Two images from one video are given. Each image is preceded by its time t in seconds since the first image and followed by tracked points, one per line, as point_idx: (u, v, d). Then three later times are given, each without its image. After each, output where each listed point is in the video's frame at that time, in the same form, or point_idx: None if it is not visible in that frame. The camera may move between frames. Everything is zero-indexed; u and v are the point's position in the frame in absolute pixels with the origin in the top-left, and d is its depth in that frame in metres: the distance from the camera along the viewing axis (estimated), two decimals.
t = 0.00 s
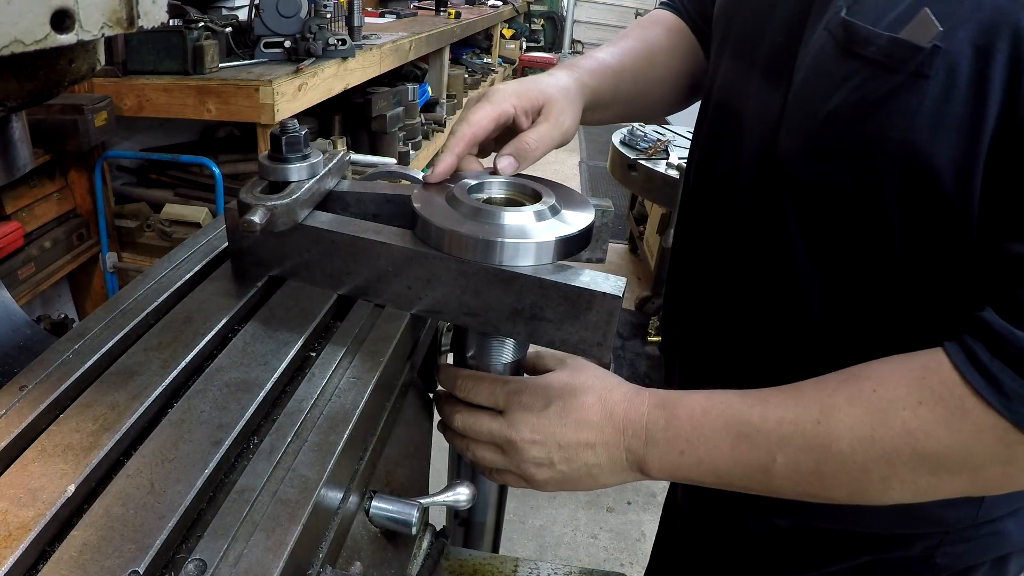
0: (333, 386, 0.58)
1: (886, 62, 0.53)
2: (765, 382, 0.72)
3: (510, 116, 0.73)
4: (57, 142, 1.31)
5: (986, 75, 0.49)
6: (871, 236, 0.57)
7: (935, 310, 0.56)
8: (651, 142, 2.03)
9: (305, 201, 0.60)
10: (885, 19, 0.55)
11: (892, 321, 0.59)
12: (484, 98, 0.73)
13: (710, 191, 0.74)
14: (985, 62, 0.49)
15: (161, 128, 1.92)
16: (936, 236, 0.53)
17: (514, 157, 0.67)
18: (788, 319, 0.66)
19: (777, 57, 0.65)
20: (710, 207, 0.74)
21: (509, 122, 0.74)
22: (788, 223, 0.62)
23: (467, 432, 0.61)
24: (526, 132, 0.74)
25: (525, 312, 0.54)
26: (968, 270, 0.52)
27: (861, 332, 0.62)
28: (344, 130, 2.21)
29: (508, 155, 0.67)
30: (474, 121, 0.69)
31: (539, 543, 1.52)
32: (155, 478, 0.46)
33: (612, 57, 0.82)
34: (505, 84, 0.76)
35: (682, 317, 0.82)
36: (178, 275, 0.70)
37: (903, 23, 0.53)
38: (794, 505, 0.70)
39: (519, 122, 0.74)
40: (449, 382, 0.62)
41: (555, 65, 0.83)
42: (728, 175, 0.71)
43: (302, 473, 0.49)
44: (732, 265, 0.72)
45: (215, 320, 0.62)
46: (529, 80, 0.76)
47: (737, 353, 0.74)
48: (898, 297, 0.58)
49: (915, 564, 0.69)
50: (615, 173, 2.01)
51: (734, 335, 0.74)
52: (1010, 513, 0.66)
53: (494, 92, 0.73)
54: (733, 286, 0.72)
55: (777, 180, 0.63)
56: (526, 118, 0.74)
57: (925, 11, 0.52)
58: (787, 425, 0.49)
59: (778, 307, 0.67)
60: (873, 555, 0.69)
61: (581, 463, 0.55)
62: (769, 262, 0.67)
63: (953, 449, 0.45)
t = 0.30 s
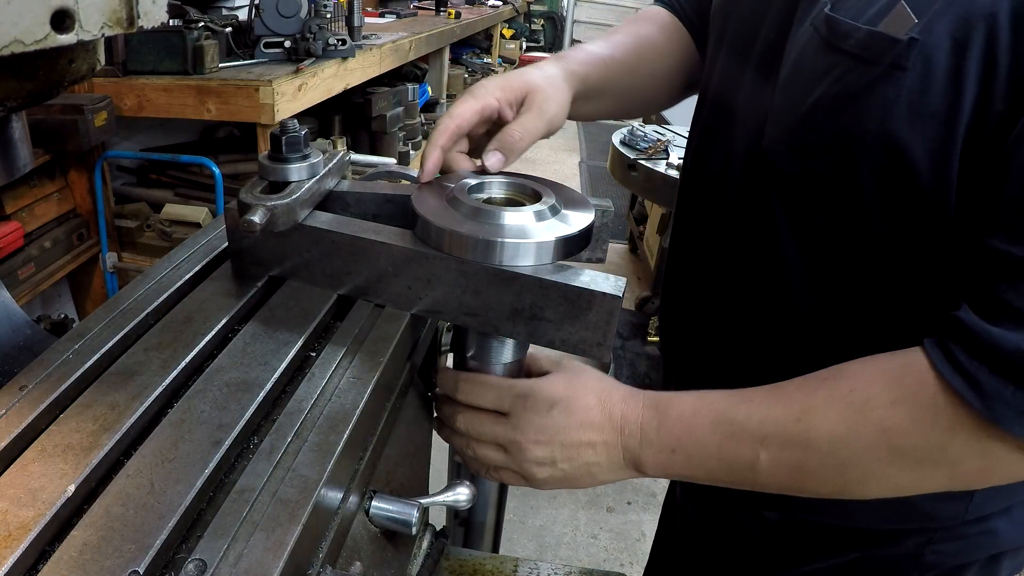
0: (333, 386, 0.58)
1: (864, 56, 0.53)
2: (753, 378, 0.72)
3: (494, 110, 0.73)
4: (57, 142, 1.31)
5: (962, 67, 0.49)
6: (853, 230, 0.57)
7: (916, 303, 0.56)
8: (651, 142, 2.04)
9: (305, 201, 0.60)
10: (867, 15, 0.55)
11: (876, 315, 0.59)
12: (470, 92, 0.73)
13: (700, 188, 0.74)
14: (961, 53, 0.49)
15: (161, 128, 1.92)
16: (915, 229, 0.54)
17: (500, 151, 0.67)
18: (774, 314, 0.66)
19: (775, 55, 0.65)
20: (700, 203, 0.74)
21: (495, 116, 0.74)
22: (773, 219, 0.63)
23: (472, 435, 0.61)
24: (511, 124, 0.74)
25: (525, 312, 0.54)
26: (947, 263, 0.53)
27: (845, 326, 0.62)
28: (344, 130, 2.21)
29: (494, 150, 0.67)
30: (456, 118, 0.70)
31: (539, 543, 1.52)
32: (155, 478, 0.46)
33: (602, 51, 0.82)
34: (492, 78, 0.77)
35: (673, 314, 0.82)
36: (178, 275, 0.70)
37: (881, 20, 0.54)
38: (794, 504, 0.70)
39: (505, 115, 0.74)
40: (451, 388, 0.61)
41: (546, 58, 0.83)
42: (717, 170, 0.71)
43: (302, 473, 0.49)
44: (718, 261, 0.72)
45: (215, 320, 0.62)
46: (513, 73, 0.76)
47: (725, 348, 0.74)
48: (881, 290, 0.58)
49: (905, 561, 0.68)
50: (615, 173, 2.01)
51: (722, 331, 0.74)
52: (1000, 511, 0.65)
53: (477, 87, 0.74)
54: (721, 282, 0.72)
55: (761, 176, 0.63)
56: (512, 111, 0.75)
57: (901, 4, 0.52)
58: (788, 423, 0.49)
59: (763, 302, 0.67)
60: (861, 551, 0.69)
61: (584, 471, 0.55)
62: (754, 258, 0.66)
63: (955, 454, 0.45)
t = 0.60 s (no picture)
0: (333, 386, 0.58)
1: (861, 68, 0.52)
2: (734, 367, 0.73)
3: (477, 97, 0.69)
4: (57, 142, 1.31)
5: (956, 83, 0.48)
6: (845, 236, 0.56)
7: (909, 313, 0.55)
8: (651, 142, 2.04)
9: (306, 201, 0.60)
10: (864, 25, 0.54)
11: (869, 322, 0.58)
12: (450, 79, 0.70)
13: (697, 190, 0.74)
14: (956, 67, 0.48)
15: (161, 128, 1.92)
16: (905, 236, 0.53)
17: (488, 142, 0.65)
18: (766, 320, 0.66)
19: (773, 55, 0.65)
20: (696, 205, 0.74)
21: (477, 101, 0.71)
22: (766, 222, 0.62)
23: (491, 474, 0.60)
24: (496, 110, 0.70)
25: (525, 312, 0.54)
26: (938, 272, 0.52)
27: (837, 334, 0.61)
28: (344, 130, 2.21)
29: (481, 140, 0.65)
30: (439, 109, 0.65)
31: (539, 543, 1.52)
32: (155, 478, 0.46)
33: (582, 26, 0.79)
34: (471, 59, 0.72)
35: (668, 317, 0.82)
36: (178, 275, 0.70)
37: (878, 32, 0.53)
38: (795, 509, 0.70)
39: (490, 101, 0.71)
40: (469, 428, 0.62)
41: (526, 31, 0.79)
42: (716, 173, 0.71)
43: (302, 473, 0.49)
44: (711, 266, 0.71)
45: (215, 320, 0.62)
46: (494, 53, 0.72)
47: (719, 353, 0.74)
48: (873, 297, 0.57)
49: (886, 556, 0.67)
50: (615, 173, 2.01)
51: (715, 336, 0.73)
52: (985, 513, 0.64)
53: (457, 74, 0.69)
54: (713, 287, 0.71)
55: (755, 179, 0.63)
56: (497, 97, 0.71)
57: (900, 20, 0.52)
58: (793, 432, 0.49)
59: (757, 307, 0.67)
60: (846, 545, 0.68)
61: (599, 493, 0.55)
62: (747, 262, 0.66)
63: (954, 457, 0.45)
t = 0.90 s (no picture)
0: (333, 386, 0.58)
1: (864, 77, 0.52)
2: (732, 371, 0.72)
3: (470, 110, 0.67)
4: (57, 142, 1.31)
5: (961, 92, 0.48)
6: (846, 240, 0.57)
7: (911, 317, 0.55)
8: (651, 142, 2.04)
9: (306, 201, 0.60)
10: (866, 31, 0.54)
11: (870, 325, 0.59)
12: (441, 92, 0.67)
13: (696, 194, 0.74)
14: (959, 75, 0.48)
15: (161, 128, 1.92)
16: (907, 241, 0.53)
17: (487, 158, 0.61)
18: (767, 323, 0.66)
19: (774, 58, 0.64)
20: (696, 208, 0.74)
21: (469, 115, 0.69)
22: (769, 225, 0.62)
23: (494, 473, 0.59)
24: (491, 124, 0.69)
25: (525, 312, 0.54)
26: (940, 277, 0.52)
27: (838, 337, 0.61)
28: (344, 130, 2.21)
29: (480, 157, 0.61)
30: (430, 125, 0.62)
31: (539, 543, 1.52)
32: (155, 478, 0.46)
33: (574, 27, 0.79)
34: (461, 69, 0.70)
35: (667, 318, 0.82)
36: (178, 275, 0.70)
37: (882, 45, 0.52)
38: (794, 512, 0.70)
39: (481, 113, 0.69)
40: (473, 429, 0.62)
41: (515, 35, 0.77)
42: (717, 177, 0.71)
43: (302, 473, 0.49)
44: (710, 269, 0.71)
45: (215, 320, 0.62)
46: (484, 63, 0.70)
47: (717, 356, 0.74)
48: (875, 301, 0.57)
49: (892, 558, 0.67)
50: (615, 173, 2.01)
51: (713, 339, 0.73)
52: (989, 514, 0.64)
53: (447, 88, 0.67)
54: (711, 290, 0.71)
55: (758, 183, 0.63)
56: (488, 109, 0.69)
57: (905, 28, 0.51)
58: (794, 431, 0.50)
59: (757, 310, 0.67)
60: (850, 548, 0.68)
61: (599, 498, 0.54)
62: (748, 265, 0.66)
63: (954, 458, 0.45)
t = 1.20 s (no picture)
0: (333, 386, 0.58)
1: (870, 88, 0.52)
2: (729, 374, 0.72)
3: (461, 122, 0.68)
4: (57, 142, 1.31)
5: (967, 104, 0.48)
6: (848, 244, 0.57)
7: (914, 322, 0.55)
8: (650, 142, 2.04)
9: (306, 201, 0.60)
10: (872, 37, 0.52)
11: (873, 329, 0.59)
12: (431, 105, 0.68)
13: (695, 198, 0.74)
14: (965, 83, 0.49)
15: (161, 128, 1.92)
16: (908, 247, 0.53)
17: (487, 170, 0.60)
18: (767, 329, 0.66)
19: (775, 59, 0.64)
20: (694, 213, 0.74)
21: (460, 126, 0.69)
22: (770, 230, 0.62)
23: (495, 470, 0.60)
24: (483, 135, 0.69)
25: (525, 312, 0.54)
26: (942, 284, 0.52)
27: (840, 340, 0.61)
28: (344, 130, 2.21)
29: (480, 169, 0.60)
30: (421, 140, 0.63)
31: (539, 543, 1.52)
32: (155, 478, 0.46)
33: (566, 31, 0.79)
34: (449, 80, 0.70)
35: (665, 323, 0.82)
36: (178, 275, 0.70)
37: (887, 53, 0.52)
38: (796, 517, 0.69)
39: (472, 125, 0.70)
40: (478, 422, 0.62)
41: (502, 43, 0.77)
42: (716, 181, 0.71)
43: (302, 474, 0.49)
44: (710, 273, 0.71)
45: (215, 320, 0.62)
46: (473, 74, 0.70)
47: (716, 362, 0.73)
48: (878, 305, 0.57)
49: (890, 557, 0.67)
50: (615, 173, 2.01)
51: (712, 344, 0.73)
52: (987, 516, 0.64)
53: (437, 101, 0.67)
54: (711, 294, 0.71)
55: (759, 188, 0.63)
56: (479, 120, 0.70)
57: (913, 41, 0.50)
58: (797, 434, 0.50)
59: (758, 316, 0.67)
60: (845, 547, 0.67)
61: (600, 500, 0.54)
62: (749, 270, 0.66)
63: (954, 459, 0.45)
